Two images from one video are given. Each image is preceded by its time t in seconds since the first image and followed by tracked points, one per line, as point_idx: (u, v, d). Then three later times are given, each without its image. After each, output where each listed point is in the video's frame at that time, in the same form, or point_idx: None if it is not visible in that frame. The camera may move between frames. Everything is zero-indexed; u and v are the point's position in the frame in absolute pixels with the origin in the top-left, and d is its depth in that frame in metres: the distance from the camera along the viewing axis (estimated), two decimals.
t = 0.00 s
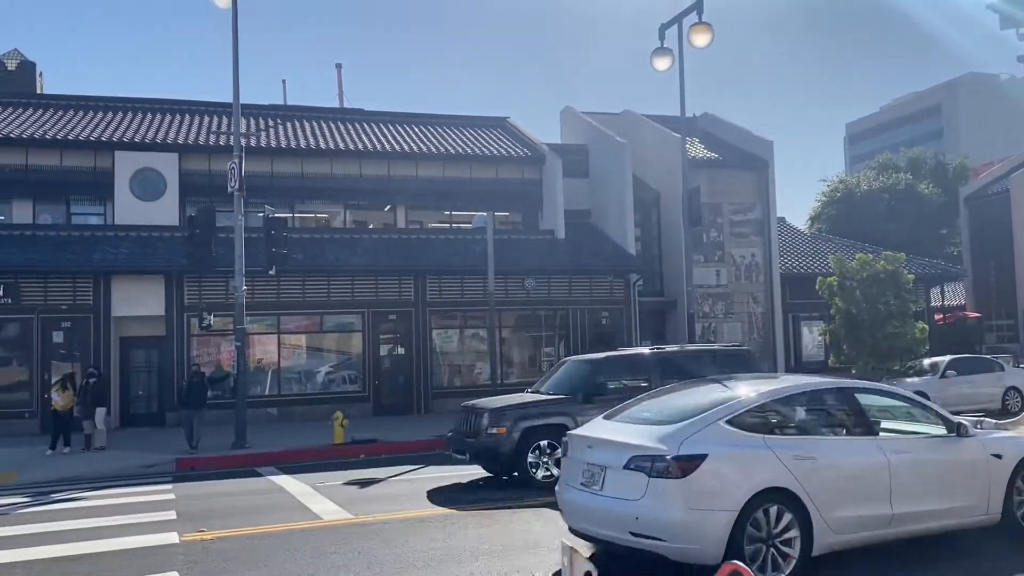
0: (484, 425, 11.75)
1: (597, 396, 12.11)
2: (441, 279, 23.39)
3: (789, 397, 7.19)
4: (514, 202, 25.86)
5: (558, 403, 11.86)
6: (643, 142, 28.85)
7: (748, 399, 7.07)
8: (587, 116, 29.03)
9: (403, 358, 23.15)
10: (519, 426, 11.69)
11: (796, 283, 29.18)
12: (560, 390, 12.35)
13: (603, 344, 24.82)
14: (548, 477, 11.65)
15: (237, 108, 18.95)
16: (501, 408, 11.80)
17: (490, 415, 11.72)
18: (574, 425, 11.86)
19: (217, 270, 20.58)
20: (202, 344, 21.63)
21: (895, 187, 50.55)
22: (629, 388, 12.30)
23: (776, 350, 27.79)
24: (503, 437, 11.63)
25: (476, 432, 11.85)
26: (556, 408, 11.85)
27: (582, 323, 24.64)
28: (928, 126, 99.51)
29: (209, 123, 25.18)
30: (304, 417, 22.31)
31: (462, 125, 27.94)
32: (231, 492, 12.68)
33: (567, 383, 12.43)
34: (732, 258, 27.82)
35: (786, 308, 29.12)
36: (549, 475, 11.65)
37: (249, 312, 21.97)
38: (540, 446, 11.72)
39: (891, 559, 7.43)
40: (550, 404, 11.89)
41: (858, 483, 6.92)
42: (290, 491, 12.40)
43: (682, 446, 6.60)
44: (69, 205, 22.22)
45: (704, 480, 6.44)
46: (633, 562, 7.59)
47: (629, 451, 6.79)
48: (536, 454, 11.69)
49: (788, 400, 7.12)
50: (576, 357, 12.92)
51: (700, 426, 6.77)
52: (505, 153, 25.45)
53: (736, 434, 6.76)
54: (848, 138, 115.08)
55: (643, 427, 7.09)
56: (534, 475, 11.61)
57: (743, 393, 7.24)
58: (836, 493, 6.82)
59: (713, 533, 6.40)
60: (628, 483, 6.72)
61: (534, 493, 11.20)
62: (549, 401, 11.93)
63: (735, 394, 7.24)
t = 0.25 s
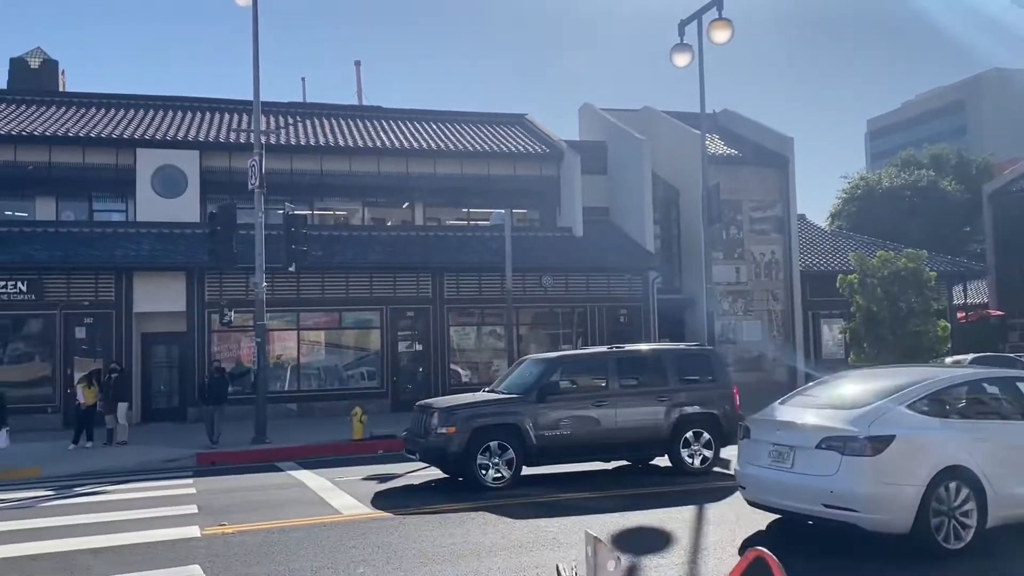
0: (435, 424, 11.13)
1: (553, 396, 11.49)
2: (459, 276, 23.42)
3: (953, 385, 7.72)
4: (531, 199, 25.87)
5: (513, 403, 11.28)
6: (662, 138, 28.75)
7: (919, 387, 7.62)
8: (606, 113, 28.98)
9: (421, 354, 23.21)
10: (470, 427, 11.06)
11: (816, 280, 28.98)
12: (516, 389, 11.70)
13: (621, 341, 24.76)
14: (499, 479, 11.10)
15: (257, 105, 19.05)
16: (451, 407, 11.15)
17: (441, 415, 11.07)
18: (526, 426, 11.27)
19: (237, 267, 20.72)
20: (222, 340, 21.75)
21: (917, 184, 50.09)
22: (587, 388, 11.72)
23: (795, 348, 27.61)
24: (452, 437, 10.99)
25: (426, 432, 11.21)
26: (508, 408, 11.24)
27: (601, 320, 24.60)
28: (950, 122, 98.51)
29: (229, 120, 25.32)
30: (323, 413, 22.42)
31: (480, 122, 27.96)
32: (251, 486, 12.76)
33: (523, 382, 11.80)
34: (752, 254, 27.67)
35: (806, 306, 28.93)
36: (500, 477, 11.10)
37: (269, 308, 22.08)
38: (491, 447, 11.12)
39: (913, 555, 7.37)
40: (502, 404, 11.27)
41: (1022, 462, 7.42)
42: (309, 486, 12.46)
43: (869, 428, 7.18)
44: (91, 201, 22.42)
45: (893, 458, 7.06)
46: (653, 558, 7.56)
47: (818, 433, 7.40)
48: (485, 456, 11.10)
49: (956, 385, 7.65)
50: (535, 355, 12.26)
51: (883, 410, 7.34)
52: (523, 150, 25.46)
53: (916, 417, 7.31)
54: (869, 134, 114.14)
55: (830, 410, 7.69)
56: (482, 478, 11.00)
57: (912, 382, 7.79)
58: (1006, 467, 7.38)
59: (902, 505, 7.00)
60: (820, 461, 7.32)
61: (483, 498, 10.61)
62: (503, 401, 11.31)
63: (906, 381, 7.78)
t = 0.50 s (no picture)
0: (383, 423, 11.05)
1: (505, 395, 11.45)
2: (468, 273, 23.47)
3: None
4: (540, 197, 25.91)
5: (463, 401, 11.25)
6: (671, 136, 28.74)
7: None
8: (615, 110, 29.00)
9: (429, 351, 23.29)
10: (419, 425, 11.01)
11: (825, 278, 28.93)
12: (470, 388, 11.65)
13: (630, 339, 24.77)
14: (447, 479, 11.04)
15: (267, 102, 19.14)
16: (399, 407, 11.08)
17: (388, 414, 11.00)
18: (476, 426, 11.24)
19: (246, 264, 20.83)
20: (232, 337, 21.86)
21: (927, 182, 49.89)
22: (541, 387, 11.71)
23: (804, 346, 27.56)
24: (399, 437, 10.94)
25: (374, 432, 11.11)
26: (458, 406, 11.20)
27: (609, 317, 24.62)
28: (961, 120, 98.03)
29: (239, 118, 25.44)
30: (332, 409, 22.51)
31: (488, 120, 28.01)
32: (261, 481, 12.87)
33: (478, 381, 11.75)
34: (760, 252, 27.67)
35: (814, 304, 28.91)
36: (447, 476, 11.03)
37: (278, 305, 22.19)
38: (440, 447, 11.07)
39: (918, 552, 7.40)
40: (452, 404, 11.22)
41: None
42: (319, 481, 12.55)
43: (997, 413, 7.64)
44: (102, 198, 22.57)
45: None
46: (660, 553, 7.62)
47: (953, 419, 7.85)
48: (433, 456, 11.04)
49: None
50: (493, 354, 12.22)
51: (1009, 394, 7.80)
52: (532, 147, 25.48)
53: None
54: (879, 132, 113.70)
55: (956, 398, 8.17)
56: (430, 477, 10.95)
57: None
58: None
59: None
60: (951, 446, 7.79)
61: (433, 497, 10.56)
62: (454, 400, 11.27)
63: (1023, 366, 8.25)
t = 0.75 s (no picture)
0: (315, 422, 11.02)
1: (441, 394, 11.33)
2: (469, 269, 23.48)
3: None
4: (541, 192, 25.93)
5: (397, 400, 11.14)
6: (673, 133, 28.72)
7: None
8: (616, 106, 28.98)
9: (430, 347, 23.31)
10: (349, 425, 10.94)
11: (826, 275, 28.92)
12: (407, 385, 11.53)
13: (631, 336, 24.79)
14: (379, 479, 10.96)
15: (269, 97, 19.12)
16: (330, 406, 11.05)
17: (319, 413, 10.96)
18: (411, 426, 11.13)
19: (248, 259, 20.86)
20: (233, 332, 21.91)
21: (928, 179, 49.85)
22: (479, 385, 11.56)
23: (804, 343, 27.56)
24: (330, 436, 10.88)
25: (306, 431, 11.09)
26: (390, 405, 11.10)
27: (610, 314, 24.63)
28: (962, 117, 97.90)
29: (240, 113, 25.43)
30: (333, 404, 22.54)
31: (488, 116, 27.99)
32: (261, 476, 12.90)
33: (415, 378, 11.62)
34: (760, 249, 27.68)
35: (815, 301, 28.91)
36: (379, 476, 10.95)
37: (278, 300, 22.21)
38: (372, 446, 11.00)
39: (916, 548, 7.43)
40: (385, 402, 11.11)
41: None
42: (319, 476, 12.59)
43: None
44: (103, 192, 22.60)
45: None
46: (659, 548, 7.65)
47: None
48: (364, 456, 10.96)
49: None
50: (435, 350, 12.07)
51: None
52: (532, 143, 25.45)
53: None
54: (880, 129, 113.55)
55: None
56: (361, 478, 10.87)
57: None
58: None
59: None
60: None
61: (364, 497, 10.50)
62: (387, 399, 11.18)
63: None
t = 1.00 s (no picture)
0: (244, 421, 10.81)
1: (375, 392, 11.16)
2: (462, 265, 23.48)
3: None
4: (533, 188, 25.94)
5: (329, 399, 10.95)
6: (666, 130, 28.76)
7: None
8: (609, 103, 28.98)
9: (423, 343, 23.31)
10: (278, 424, 10.75)
11: (818, 272, 29.01)
12: (341, 383, 11.36)
13: (624, 332, 24.83)
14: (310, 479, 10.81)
15: (261, 92, 19.06)
16: (259, 405, 10.83)
17: (248, 412, 10.75)
18: (343, 426, 10.96)
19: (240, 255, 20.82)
20: (225, 328, 21.87)
21: (919, 177, 50.01)
22: (418, 384, 11.45)
23: (796, 339, 27.65)
24: (258, 436, 10.67)
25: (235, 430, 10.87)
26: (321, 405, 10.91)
27: (603, 310, 24.67)
28: (954, 116, 98.19)
29: (232, 107, 25.37)
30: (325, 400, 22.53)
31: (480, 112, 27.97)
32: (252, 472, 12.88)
33: (350, 376, 11.44)
34: (752, 246, 27.75)
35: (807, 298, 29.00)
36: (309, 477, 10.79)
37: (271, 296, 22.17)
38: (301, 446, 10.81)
39: (906, 544, 7.48)
40: (318, 401, 10.92)
41: None
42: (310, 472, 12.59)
43: None
44: (95, 187, 22.54)
45: None
46: (652, 544, 7.68)
47: None
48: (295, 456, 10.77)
49: None
50: (373, 347, 11.89)
51: None
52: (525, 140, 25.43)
53: None
54: (872, 127, 113.84)
55: None
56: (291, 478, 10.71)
57: None
58: None
59: None
60: None
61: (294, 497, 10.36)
62: (320, 397, 10.99)
63: None
